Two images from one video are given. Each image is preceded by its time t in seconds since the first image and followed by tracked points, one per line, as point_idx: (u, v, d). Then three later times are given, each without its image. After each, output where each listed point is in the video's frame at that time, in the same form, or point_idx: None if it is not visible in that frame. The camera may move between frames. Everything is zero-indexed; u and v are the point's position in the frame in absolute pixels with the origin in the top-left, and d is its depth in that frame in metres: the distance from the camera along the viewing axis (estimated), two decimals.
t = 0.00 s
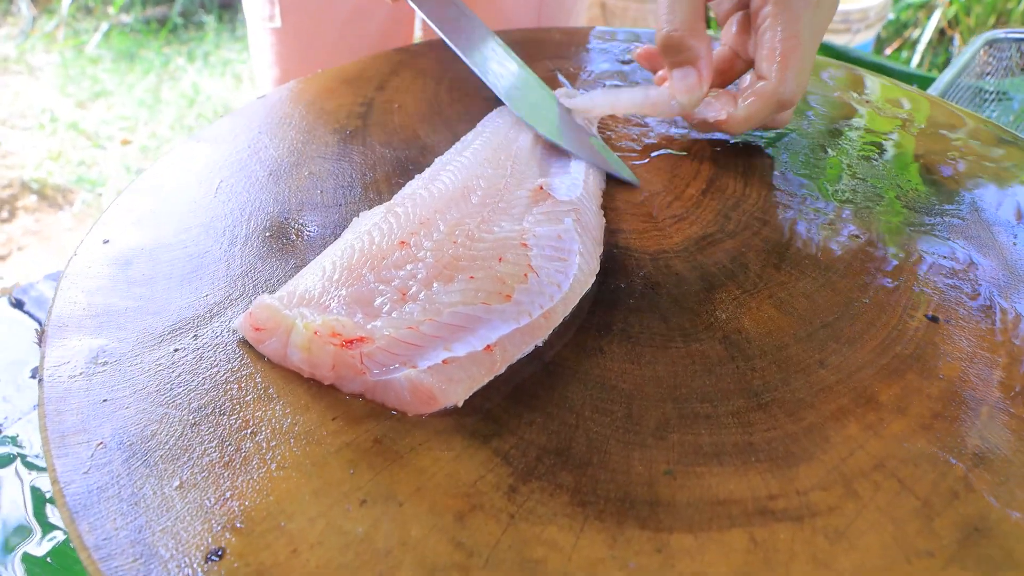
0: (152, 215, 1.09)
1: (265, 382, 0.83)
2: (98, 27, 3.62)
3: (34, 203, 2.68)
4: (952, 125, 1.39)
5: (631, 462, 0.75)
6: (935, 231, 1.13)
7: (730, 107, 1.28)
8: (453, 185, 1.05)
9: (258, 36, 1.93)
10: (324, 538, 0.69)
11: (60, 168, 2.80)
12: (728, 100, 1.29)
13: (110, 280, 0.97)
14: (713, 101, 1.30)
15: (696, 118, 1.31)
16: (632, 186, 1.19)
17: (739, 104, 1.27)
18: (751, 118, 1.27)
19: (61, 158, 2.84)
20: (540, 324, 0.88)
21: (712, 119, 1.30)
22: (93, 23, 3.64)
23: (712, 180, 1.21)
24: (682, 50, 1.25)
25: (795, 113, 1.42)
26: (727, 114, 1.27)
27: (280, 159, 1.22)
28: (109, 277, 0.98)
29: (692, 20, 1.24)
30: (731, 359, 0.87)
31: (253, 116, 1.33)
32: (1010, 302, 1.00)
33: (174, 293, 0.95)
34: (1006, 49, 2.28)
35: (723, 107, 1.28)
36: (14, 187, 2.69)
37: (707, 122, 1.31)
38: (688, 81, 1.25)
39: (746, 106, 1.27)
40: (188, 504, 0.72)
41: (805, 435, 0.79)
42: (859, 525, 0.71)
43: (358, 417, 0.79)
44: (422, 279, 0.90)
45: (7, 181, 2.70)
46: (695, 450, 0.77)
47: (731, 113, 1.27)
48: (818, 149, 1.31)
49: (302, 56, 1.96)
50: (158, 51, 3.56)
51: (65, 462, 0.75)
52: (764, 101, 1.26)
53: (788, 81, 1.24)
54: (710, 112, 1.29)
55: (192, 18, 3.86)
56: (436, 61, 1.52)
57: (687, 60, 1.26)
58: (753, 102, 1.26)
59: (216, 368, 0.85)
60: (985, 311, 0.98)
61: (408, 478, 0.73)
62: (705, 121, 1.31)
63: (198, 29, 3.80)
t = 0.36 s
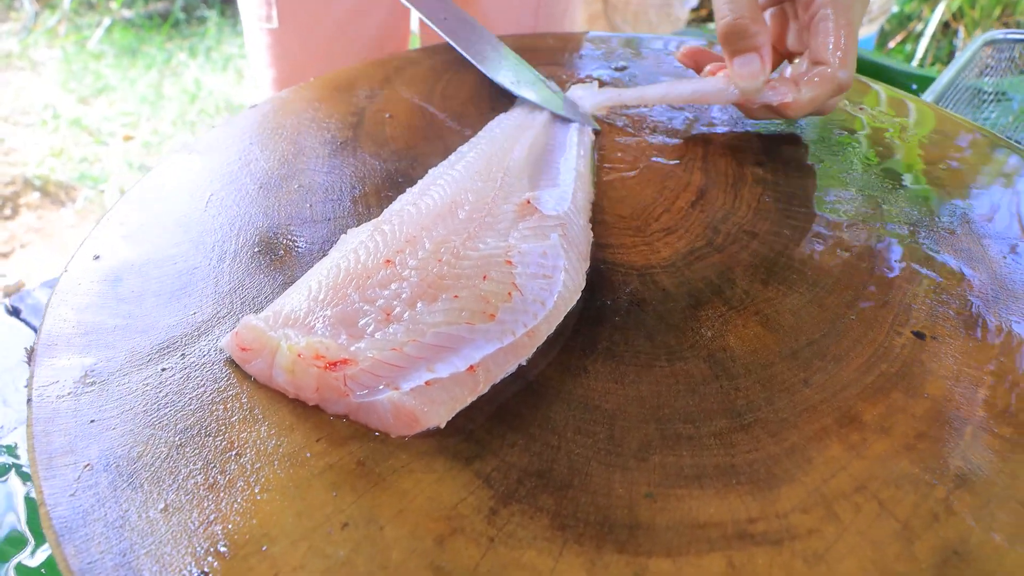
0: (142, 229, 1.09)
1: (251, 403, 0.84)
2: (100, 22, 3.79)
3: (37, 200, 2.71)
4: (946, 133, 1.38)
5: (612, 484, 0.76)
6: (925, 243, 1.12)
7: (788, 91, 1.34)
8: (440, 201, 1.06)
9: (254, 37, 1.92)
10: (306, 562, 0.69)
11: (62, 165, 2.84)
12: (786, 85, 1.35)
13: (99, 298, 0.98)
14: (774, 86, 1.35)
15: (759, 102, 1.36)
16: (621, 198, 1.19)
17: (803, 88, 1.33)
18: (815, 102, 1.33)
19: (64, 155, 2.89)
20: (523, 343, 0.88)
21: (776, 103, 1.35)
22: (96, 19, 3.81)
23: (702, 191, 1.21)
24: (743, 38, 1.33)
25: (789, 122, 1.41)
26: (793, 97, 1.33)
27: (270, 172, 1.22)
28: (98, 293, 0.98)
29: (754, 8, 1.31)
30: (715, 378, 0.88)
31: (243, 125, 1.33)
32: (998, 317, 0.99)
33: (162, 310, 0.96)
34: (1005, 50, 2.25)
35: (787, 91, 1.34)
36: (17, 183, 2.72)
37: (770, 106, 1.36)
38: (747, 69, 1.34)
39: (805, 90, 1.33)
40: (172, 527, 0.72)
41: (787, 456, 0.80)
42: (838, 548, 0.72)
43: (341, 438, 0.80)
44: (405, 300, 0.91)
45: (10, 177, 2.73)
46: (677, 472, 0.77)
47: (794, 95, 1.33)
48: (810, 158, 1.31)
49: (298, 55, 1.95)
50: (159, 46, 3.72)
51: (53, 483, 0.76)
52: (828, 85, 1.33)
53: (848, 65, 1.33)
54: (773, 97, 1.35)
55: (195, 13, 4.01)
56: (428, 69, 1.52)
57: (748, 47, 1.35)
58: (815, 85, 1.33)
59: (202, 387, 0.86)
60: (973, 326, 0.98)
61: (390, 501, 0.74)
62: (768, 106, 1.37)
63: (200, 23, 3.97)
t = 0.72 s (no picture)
0: (145, 238, 1.11)
1: (251, 413, 0.86)
2: (105, 19, 4.09)
3: (39, 197, 2.92)
4: (938, 145, 1.40)
5: (601, 495, 0.78)
6: (914, 254, 1.14)
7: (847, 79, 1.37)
8: (436, 214, 1.09)
9: (255, 41, 1.93)
10: (303, 569, 0.71)
11: (64, 162, 3.06)
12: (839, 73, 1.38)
13: (102, 307, 1.00)
14: (837, 75, 1.38)
15: (823, 88, 1.37)
16: (615, 209, 1.21)
17: (867, 78, 1.36)
18: (871, 91, 1.36)
19: (66, 151, 3.12)
20: (517, 356, 0.90)
21: (840, 90, 1.37)
22: (101, 17, 4.10)
23: (696, 203, 1.23)
24: (811, 27, 1.42)
25: (784, 132, 1.44)
26: (858, 85, 1.36)
27: (270, 181, 1.24)
28: (102, 302, 1.01)
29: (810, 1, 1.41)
30: (704, 390, 0.90)
31: (245, 133, 1.35)
32: (984, 328, 1.01)
33: (164, 320, 0.98)
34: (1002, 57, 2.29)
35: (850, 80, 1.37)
36: (20, 180, 2.93)
37: (832, 93, 1.37)
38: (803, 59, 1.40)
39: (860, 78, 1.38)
40: (173, 535, 0.75)
41: (773, 469, 0.81)
42: (821, 559, 0.74)
43: (338, 448, 0.82)
44: (401, 313, 0.94)
45: (14, 175, 2.94)
46: (665, 483, 0.79)
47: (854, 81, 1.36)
48: (802, 169, 1.33)
49: (297, 57, 1.95)
50: (166, 45, 4.02)
51: (57, 491, 0.79)
52: (887, 76, 1.37)
53: (899, 58, 1.38)
54: (836, 83, 1.37)
55: (200, 12, 4.39)
56: (428, 77, 1.54)
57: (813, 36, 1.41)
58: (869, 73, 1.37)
59: (204, 396, 0.88)
60: (960, 338, 0.99)
61: (385, 510, 0.76)
62: (828, 94, 1.38)
63: (205, 23, 4.31)
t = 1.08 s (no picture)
0: (154, 234, 1.15)
1: (258, 401, 0.89)
2: (106, 13, 4.12)
3: (42, 192, 2.95)
4: (930, 141, 1.43)
5: (595, 479, 0.81)
6: (901, 248, 1.17)
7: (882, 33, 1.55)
8: (436, 209, 1.13)
9: (252, 39, 1.97)
10: (310, 550, 0.75)
11: (67, 157, 3.09)
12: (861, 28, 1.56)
13: (113, 300, 1.03)
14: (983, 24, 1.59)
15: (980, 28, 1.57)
16: (611, 204, 1.25)
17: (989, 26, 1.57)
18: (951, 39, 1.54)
19: (68, 146, 3.15)
20: (514, 346, 0.94)
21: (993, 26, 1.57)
22: (102, 11, 4.14)
23: (690, 198, 1.27)
24: None
25: (774, 129, 1.47)
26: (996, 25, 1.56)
27: (275, 177, 1.27)
28: (113, 296, 1.04)
29: None
30: (695, 379, 0.93)
31: (250, 131, 1.38)
32: (968, 321, 1.04)
33: (174, 313, 1.01)
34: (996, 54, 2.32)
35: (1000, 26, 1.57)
36: (23, 175, 2.95)
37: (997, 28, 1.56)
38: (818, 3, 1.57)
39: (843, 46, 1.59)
40: (186, 517, 0.78)
41: (760, 454, 0.85)
42: (804, 541, 0.77)
43: (342, 435, 0.85)
44: (402, 305, 0.99)
45: (17, 170, 2.97)
46: (656, 468, 0.83)
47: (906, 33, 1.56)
48: (794, 166, 1.36)
49: (294, 54, 1.99)
50: (166, 39, 4.04)
51: (74, 476, 0.82)
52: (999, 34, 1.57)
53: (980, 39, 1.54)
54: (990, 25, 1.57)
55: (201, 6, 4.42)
56: (428, 75, 1.57)
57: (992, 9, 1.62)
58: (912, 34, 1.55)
59: (213, 386, 0.91)
60: (944, 330, 1.02)
61: (387, 494, 0.79)
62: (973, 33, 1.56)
63: (205, 16, 4.35)
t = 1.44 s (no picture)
0: (169, 230, 1.19)
1: (274, 389, 0.93)
2: (108, 14, 4.17)
3: (46, 192, 3.00)
4: (922, 139, 1.47)
5: (596, 461, 0.85)
6: (891, 242, 1.21)
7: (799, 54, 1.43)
8: (442, 205, 1.17)
9: (254, 41, 2.00)
10: (325, 527, 0.79)
11: (71, 157, 3.14)
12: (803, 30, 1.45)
13: (132, 294, 1.08)
14: None
15: None
16: (611, 201, 1.29)
17: None
18: None
19: (72, 147, 3.20)
20: (519, 335, 0.98)
21: None
22: (104, 11, 4.19)
23: (688, 194, 1.31)
24: None
25: (769, 127, 1.51)
26: None
27: (286, 175, 1.31)
28: (131, 290, 1.08)
29: None
30: (691, 366, 0.97)
31: (260, 131, 1.42)
32: (955, 311, 1.08)
33: (191, 305, 1.06)
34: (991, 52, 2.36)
35: None
36: (28, 176, 3.02)
37: None
38: None
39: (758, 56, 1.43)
40: (208, 497, 0.82)
41: (753, 437, 0.89)
42: (794, 517, 0.81)
43: (355, 420, 0.90)
44: (411, 297, 1.04)
45: (22, 172, 3.02)
46: (654, 450, 0.87)
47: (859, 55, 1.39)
48: (788, 163, 1.40)
49: (295, 56, 2.02)
50: (168, 39, 4.09)
51: (99, 459, 0.87)
52: None
53: None
54: None
55: (202, 5, 4.47)
56: (432, 76, 1.61)
57: None
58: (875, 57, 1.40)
59: (230, 374, 0.96)
60: (931, 320, 1.06)
61: (398, 475, 0.84)
62: None
63: (206, 16, 4.40)
